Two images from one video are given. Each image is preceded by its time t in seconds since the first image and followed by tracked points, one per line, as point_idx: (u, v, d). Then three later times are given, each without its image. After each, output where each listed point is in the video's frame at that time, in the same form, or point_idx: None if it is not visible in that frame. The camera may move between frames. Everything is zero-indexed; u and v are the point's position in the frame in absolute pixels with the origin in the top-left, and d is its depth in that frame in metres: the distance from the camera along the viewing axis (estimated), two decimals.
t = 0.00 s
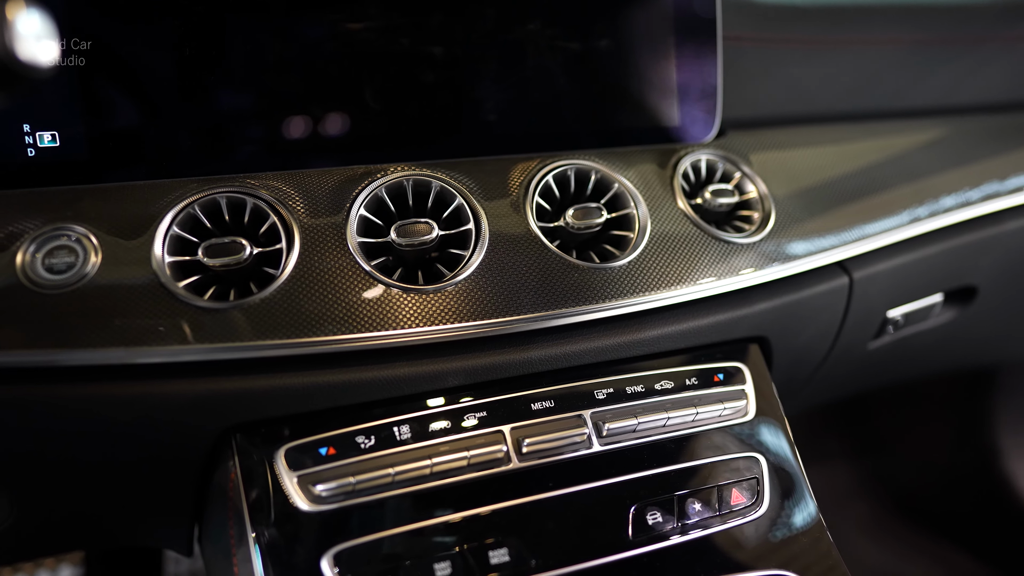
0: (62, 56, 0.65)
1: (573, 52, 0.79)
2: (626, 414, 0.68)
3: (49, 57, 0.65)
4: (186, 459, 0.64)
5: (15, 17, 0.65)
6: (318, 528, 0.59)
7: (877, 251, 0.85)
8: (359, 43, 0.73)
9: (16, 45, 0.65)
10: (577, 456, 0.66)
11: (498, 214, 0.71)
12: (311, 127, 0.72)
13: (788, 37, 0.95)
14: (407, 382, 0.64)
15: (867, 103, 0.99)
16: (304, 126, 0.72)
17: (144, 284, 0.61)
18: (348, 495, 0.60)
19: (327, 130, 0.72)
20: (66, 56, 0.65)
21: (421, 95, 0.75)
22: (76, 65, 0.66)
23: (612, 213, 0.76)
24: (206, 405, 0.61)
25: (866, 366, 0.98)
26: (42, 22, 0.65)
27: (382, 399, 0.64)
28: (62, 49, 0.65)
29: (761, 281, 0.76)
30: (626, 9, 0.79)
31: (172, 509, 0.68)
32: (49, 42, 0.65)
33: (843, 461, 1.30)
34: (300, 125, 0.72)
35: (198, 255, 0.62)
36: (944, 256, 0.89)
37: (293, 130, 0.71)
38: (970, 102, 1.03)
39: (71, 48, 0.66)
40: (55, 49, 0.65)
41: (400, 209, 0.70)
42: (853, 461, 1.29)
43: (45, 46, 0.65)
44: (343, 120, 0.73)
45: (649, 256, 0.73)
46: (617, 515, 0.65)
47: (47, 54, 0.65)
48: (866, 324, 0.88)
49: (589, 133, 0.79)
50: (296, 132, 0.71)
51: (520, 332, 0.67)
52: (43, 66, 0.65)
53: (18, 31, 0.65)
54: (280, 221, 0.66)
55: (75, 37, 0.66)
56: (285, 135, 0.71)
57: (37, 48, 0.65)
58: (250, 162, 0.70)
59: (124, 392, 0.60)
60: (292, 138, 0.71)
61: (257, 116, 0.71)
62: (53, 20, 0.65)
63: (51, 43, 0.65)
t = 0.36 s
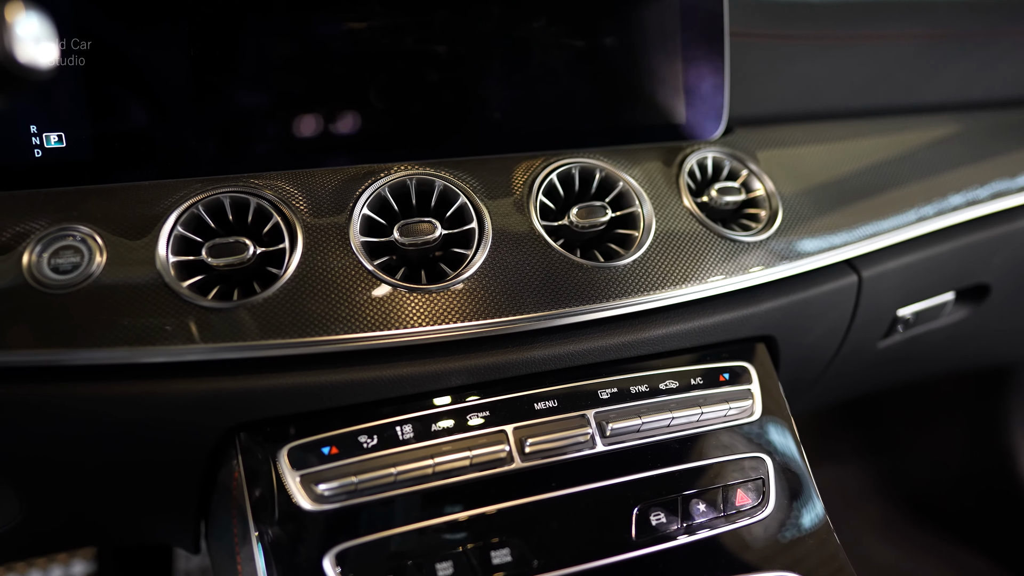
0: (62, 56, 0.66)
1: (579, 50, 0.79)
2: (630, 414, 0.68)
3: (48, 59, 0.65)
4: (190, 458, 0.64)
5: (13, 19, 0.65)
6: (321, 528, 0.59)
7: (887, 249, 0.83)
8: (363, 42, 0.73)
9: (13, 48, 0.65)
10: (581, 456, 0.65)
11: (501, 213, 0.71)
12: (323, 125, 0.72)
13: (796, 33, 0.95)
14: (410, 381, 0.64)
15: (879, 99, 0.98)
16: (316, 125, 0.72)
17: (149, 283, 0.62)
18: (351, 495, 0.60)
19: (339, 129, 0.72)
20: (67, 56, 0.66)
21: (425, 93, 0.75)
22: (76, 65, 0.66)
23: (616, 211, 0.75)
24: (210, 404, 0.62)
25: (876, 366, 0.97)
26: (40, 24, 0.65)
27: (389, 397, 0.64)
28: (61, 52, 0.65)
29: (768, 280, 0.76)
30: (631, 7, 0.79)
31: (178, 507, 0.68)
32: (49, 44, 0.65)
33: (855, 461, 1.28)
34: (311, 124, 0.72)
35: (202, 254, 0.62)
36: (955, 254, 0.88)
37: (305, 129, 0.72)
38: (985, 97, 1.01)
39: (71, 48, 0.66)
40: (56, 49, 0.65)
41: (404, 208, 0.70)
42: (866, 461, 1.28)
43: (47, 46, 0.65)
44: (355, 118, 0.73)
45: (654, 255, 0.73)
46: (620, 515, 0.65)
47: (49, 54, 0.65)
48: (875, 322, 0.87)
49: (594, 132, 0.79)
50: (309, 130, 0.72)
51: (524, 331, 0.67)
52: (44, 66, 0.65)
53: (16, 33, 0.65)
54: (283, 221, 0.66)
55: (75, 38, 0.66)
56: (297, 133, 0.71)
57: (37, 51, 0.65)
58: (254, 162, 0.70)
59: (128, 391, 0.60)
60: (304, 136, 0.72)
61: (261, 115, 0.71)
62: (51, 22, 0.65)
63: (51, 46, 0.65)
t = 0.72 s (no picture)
0: (63, 57, 0.66)
1: (582, 48, 0.79)
2: (632, 415, 0.67)
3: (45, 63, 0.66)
4: (194, 457, 0.65)
5: (14, 25, 0.66)
6: (322, 528, 0.59)
7: (895, 249, 0.83)
8: (365, 42, 0.73)
9: (15, 53, 0.66)
10: (582, 457, 0.65)
11: (503, 213, 0.71)
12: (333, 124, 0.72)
13: (802, 30, 0.94)
14: (411, 382, 0.64)
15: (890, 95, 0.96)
16: (326, 123, 0.72)
17: (151, 284, 0.62)
18: (351, 495, 0.60)
19: (348, 127, 0.73)
20: (67, 56, 0.66)
21: (428, 92, 0.75)
22: (76, 65, 0.66)
23: (620, 211, 0.75)
24: (212, 404, 0.62)
25: (884, 366, 0.96)
26: (39, 27, 0.66)
27: (393, 397, 0.64)
28: (60, 55, 0.66)
29: (772, 280, 0.75)
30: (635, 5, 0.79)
31: (182, 505, 0.69)
32: (46, 48, 0.66)
33: (865, 460, 1.27)
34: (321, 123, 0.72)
35: (205, 255, 0.63)
36: (965, 253, 0.87)
37: (314, 127, 0.72)
38: (999, 92, 0.99)
39: (71, 48, 0.66)
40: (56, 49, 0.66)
41: (406, 209, 0.70)
42: (875, 461, 1.27)
43: (46, 48, 0.66)
44: (365, 118, 0.73)
45: (657, 255, 0.72)
46: (621, 517, 0.65)
47: (48, 57, 0.66)
48: (883, 322, 0.87)
49: (598, 131, 0.79)
50: (318, 129, 0.72)
51: (526, 332, 0.67)
52: (43, 70, 0.66)
53: (17, 38, 0.66)
54: (285, 222, 0.66)
55: (75, 38, 0.66)
56: (307, 132, 0.72)
57: (36, 55, 0.66)
58: (258, 162, 0.70)
59: (131, 391, 0.61)
60: (314, 135, 0.72)
61: (265, 116, 0.71)
62: (50, 25, 0.66)
63: (50, 49, 0.66)
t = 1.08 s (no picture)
0: (63, 56, 0.66)
1: (583, 49, 0.79)
2: (631, 416, 0.67)
3: (41, 68, 0.66)
4: (194, 456, 0.65)
5: (9, 30, 0.66)
6: (320, 528, 0.60)
7: (899, 249, 0.82)
8: (366, 43, 0.73)
9: (11, 59, 0.66)
10: (581, 459, 0.65)
11: (502, 214, 0.71)
12: (340, 122, 0.73)
13: (807, 28, 0.93)
14: (410, 383, 0.64)
15: (895, 94, 0.95)
16: (333, 121, 0.73)
17: (152, 284, 0.63)
18: (349, 496, 0.60)
19: (356, 126, 0.73)
20: (67, 56, 0.66)
21: (429, 93, 0.75)
22: (75, 65, 0.67)
23: (620, 212, 0.75)
24: (211, 405, 0.62)
25: (889, 367, 0.95)
26: (36, 29, 0.66)
27: (397, 397, 0.65)
28: (57, 59, 0.66)
29: (774, 281, 0.75)
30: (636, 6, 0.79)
31: (184, 504, 0.69)
32: (45, 50, 0.66)
33: (873, 461, 1.27)
34: (330, 119, 0.73)
35: (205, 256, 0.63)
36: (971, 254, 0.86)
37: (324, 124, 0.72)
38: (1008, 90, 0.98)
39: (71, 48, 0.66)
40: (56, 49, 0.66)
41: (405, 210, 0.70)
42: (884, 461, 1.26)
43: (47, 48, 0.66)
44: (374, 117, 0.74)
45: (657, 256, 0.72)
46: (618, 519, 0.65)
47: (48, 58, 0.66)
48: (888, 324, 0.86)
49: (599, 131, 0.79)
50: (326, 127, 0.72)
51: (524, 333, 0.67)
52: (43, 70, 0.66)
53: (13, 44, 0.66)
54: (285, 223, 0.67)
55: (75, 38, 0.66)
56: (316, 128, 0.72)
57: (33, 60, 0.66)
58: (259, 163, 0.70)
59: (131, 391, 0.61)
60: (321, 134, 0.72)
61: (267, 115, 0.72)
62: (45, 30, 0.66)
63: (46, 54, 0.66)
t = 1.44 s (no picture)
0: (63, 57, 0.67)
1: (583, 49, 0.78)
2: (626, 418, 0.67)
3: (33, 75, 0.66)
4: (192, 456, 0.66)
5: None
6: (315, 527, 0.60)
7: (899, 250, 0.81)
8: (364, 44, 0.73)
9: (3, 65, 0.66)
10: (576, 460, 0.65)
11: (499, 215, 0.71)
12: (347, 118, 0.73)
13: (810, 27, 0.93)
14: (405, 384, 0.64)
15: (899, 93, 0.94)
16: (341, 117, 0.73)
17: (149, 284, 0.63)
18: (343, 496, 0.61)
19: (363, 121, 0.73)
20: (67, 57, 0.67)
21: (428, 93, 0.75)
22: (76, 65, 0.67)
23: (617, 213, 0.74)
24: (208, 405, 0.63)
25: (892, 368, 0.95)
26: (31, 32, 0.66)
27: (401, 397, 0.65)
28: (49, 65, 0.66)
29: (772, 283, 0.74)
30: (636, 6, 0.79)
31: (184, 502, 0.70)
32: (44, 51, 0.66)
33: (882, 460, 1.26)
34: (338, 116, 0.73)
35: (203, 257, 0.64)
36: (974, 255, 0.85)
37: (331, 120, 0.73)
38: (1014, 88, 0.97)
39: (72, 48, 0.67)
40: (57, 50, 0.67)
41: (402, 211, 0.71)
42: (893, 462, 1.26)
43: (47, 48, 0.66)
44: (381, 114, 0.74)
45: (653, 257, 0.72)
46: (611, 521, 0.65)
47: (47, 58, 0.66)
48: (889, 325, 0.85)
49: (598, 131, 0.79)
50: (334, 123, 0.73)
51: (519, 334, 0.67)
52: (44, 70, 0.66)
53: (4, 50, 0.66)
54: (281, 224, 0.67)
55: (75, 38, 0.67)
56: (324, 124, 0.73)
57: (25, 66, 0.66)
58: (257, 163, 0.71)
59: (128, 391, 0.62)
60: (330, 130, 0.73)
61: (265, 116, 0.72)
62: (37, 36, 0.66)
63: (39, 60, 0.66)
